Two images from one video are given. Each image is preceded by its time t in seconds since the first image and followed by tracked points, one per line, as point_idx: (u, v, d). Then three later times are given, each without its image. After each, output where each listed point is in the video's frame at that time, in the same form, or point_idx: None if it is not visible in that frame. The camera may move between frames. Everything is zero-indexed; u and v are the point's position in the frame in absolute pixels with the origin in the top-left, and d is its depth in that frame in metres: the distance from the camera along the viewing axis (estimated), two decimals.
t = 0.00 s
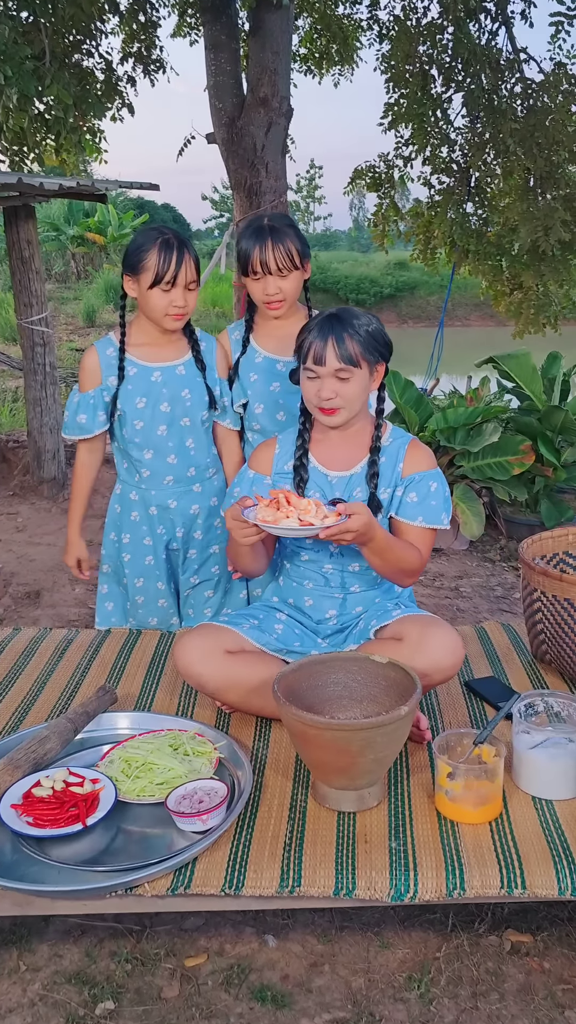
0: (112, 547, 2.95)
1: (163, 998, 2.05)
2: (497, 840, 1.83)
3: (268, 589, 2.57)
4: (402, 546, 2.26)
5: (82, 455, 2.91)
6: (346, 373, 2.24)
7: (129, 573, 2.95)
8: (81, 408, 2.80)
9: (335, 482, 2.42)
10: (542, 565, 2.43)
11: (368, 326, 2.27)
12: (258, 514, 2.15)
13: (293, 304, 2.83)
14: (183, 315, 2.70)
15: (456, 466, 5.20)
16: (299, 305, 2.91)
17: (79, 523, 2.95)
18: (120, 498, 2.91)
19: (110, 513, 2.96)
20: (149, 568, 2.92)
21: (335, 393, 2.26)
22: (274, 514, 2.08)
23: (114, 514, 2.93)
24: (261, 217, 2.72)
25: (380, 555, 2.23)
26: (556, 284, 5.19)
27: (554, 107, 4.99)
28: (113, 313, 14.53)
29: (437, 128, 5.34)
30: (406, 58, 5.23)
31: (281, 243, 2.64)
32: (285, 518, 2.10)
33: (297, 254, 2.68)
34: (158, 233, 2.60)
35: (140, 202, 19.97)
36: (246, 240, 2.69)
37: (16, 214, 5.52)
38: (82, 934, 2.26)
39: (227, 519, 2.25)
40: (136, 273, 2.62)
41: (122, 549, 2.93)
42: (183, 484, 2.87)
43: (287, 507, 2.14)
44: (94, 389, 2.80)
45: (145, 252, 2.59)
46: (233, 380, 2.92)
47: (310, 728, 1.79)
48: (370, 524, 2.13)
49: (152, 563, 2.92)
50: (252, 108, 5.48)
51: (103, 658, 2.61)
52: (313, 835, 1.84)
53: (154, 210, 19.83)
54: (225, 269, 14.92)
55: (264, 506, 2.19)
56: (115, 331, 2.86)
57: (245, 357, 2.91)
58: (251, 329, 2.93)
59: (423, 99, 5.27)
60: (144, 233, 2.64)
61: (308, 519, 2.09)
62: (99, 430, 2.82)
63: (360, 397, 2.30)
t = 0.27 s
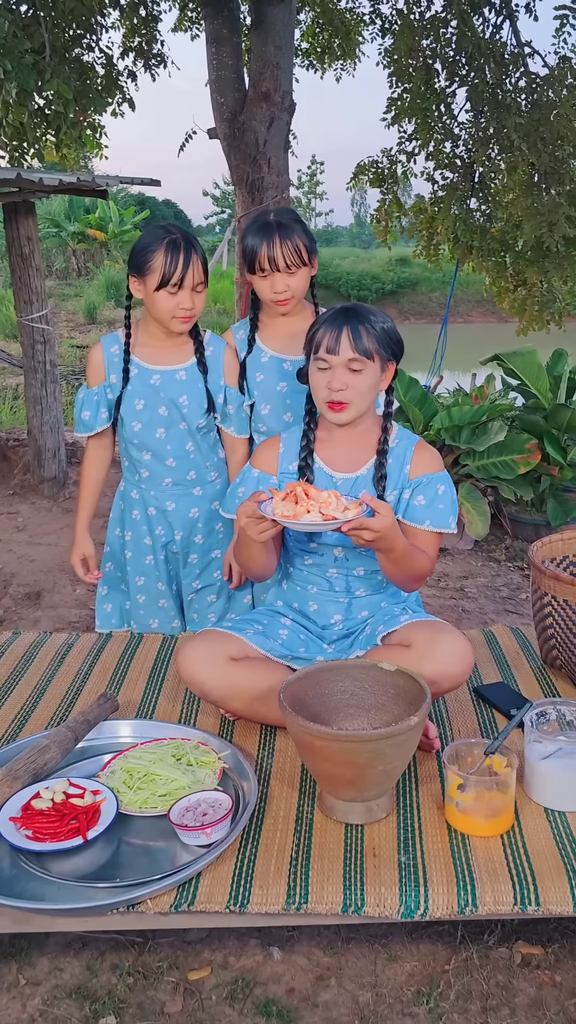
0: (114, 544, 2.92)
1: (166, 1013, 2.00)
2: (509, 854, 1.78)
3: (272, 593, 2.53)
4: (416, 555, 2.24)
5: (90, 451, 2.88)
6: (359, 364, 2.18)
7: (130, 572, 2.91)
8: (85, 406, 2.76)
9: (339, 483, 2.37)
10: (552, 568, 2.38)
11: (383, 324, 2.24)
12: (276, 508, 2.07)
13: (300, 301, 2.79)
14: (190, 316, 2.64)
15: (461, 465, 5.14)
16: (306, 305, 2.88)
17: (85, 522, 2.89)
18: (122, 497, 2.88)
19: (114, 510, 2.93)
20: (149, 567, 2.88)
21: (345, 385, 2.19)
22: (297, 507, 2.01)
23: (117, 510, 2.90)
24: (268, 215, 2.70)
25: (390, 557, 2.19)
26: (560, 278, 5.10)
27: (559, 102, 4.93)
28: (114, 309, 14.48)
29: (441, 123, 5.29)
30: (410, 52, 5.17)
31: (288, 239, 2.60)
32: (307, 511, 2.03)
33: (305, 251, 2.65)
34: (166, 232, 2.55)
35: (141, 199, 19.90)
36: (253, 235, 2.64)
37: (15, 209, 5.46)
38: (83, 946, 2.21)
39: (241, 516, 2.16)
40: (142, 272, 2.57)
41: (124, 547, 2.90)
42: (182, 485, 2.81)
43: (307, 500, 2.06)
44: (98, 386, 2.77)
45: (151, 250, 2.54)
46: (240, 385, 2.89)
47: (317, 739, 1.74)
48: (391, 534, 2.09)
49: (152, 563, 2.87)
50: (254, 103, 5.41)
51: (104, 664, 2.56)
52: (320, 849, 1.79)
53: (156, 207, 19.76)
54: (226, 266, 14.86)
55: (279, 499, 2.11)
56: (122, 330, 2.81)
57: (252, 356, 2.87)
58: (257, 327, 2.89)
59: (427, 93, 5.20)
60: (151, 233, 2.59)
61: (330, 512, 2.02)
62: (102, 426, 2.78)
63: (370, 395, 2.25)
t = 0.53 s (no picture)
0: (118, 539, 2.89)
1: None
2: (521, 868, 1.71)
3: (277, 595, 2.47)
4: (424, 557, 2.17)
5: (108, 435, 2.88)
6: (360, 354, 2.13)
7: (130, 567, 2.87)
8: (97, 392, 2.76)
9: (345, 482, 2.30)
10: (565, 570, 2.32)
11: (393, 325, 2.17)
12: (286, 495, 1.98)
13: (305, 295, 2.72)
14: (210, 315, 2.57)
15: (469, 461, 5.07)
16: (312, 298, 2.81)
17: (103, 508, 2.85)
18: (127, 489, 2.85)
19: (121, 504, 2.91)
20: (148, 565, 2.83)
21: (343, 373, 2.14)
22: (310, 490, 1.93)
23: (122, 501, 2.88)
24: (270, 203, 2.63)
25: (397, 556, 2.14)
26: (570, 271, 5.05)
27: (569, 93, 4.84)
28: (120, 304, 14.42)
29: (449, 115, 5.22)
30: (416, 43, 5.08)
31: (292, 229, 2.54)
32: (319, 495, 1.95)
33: (309, 240, 2.58)
34: (192, 223, 2.49)
35: (147, 193, 19.82)
36: (253, 228, 2.57)
37: (18, 203, 5.41)
38: (83, 957, 2.15)
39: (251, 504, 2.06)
40: (166, 264, 2.50)
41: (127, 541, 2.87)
42: (184, 485, 2.75)
43: (318, 484, 1.98)
44: (111, 372, 2.76)
45: (176, 241, 2.48)
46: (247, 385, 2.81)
47: (322, 750, 1.68)
48: (402, 525, 2.02)
49: (152, 561, 2.82)
50: (259, 95, 5.34)
51: (105, 668, 2.51)
52: (325, 863, 1.73)
53: (162, 201, 19.70)
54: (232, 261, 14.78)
55: (289, 483, 2.04)
56: (141, 321, 2.78)
57: (258, 352, 2.79)
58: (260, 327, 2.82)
59: (434, 84, 5.12)
60: (178, 223, 2.52)
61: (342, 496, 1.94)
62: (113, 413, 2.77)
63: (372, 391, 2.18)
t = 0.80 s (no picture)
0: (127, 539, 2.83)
1: None
2: (541, 891, 1.63)
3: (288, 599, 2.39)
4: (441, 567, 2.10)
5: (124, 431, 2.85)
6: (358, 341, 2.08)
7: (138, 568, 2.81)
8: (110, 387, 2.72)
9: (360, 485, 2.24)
10: None
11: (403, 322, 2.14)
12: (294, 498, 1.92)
13: (320, 293, 2.64)
14: (225, 312, 2.49)
15: (487, 460, 4.97)
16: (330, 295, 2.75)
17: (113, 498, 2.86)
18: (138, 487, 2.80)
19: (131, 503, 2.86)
20: (156, 567, 2.76)
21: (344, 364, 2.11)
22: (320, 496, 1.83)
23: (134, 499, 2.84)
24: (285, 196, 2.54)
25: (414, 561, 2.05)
26: None
27: None
28: (137, 302, 14.39)
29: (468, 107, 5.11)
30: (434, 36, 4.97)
31: (306, 224, 2.46)
32: (330, 501, 1.85)
33: (324, 237, 2.49)
34: (205, 216, 2.42)
35: (165, 189, 19.76)
36: (265, 221, 2.51)
37: (30, 199, 5.35)
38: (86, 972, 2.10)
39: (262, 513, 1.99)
40: (179, 262, 2.44)
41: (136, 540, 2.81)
42: (195, 486, 2.69)
43: (328, 489, 1.88)
44: (124, 367, 2.72)
45: (188, 238, 2.42)
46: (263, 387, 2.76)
47: (333, 766, 1.60)
48: (415, 526, 1.94)
49: (160, 562, 2.75)
50: (275, 88, 5.25)
51: (112, 675, 2.45)
52: (335, 884, 1.65)
53: (180, 198, 19.65)
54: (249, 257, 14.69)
55: (298, 488, 1.94)
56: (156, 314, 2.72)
57: (273, 352, 2.72)
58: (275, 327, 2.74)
59: (453, 76, 5.01)
60: (192, 217, 2.46)
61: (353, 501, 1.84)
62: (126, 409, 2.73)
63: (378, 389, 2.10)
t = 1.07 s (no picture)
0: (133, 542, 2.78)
1: None
2: (554, 919, 1.55)
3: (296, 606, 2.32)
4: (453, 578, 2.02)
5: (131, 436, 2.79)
6: (365, 345, 2.02)
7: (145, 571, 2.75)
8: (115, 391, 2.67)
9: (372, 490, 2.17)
10: None
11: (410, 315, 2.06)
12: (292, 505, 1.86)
13: (334, 291, 2.57)
14: (234, 311, 2.43)
15: (505, 461, 4.87)
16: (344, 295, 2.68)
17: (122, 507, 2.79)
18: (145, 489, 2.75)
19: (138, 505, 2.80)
20: (163, 571, 2.70)
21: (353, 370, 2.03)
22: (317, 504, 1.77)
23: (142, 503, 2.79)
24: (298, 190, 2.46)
25: (422, 572, 1.98)
26: None
27: None
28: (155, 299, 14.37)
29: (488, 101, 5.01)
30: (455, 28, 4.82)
31: (320, 219, 2.39)
32: (328, 507, 1.79)
33: (338, 231, 2.42)
34: (203, 217, 2.35)
35: (185, 186, 19.73)
36: (279, 214, 2.44)
37: (43, 196, 5.32)
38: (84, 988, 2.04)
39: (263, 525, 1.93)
40: (179, 268, 2.38)
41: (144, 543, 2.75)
42: (202, 488, 2.62)
43: (327, 495, 1.82)
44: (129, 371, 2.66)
45: (186, 243, 2.35)
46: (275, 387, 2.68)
47: (336, 786, 1.53)
48: (419, 534, 1.86)
49: (167, 567, 2.69)
50: (292, 82, 5.17)
51: (115, 683, 2.39)
52: (338, 907, 1.59)
53: (200, 194, 19.61)
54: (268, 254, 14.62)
55: (297, 495, 1.89)
56: (158, 315, 2.67)
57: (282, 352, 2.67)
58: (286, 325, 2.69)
59: (474, 69, 4.91)
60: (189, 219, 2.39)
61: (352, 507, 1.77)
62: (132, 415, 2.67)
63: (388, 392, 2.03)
